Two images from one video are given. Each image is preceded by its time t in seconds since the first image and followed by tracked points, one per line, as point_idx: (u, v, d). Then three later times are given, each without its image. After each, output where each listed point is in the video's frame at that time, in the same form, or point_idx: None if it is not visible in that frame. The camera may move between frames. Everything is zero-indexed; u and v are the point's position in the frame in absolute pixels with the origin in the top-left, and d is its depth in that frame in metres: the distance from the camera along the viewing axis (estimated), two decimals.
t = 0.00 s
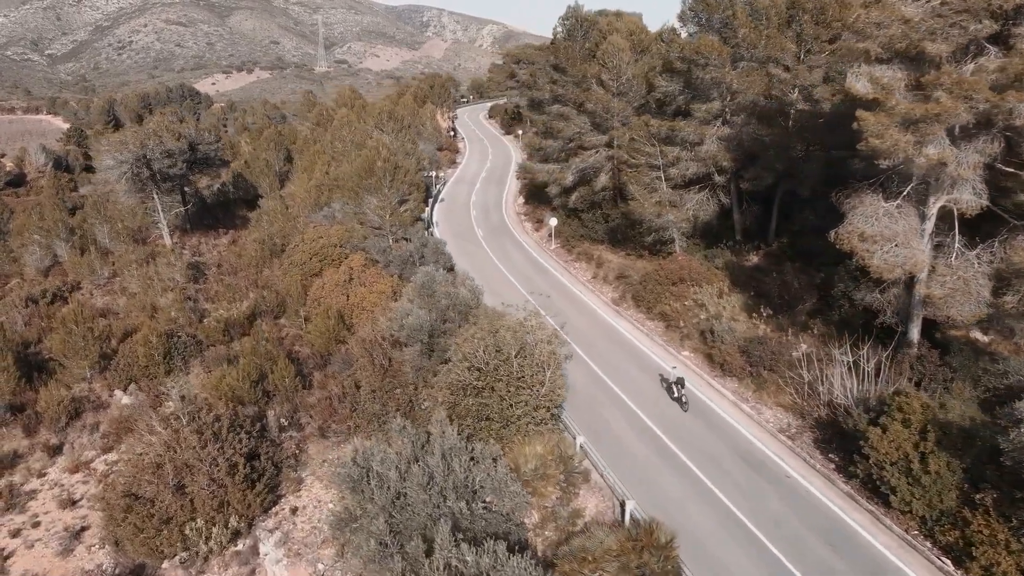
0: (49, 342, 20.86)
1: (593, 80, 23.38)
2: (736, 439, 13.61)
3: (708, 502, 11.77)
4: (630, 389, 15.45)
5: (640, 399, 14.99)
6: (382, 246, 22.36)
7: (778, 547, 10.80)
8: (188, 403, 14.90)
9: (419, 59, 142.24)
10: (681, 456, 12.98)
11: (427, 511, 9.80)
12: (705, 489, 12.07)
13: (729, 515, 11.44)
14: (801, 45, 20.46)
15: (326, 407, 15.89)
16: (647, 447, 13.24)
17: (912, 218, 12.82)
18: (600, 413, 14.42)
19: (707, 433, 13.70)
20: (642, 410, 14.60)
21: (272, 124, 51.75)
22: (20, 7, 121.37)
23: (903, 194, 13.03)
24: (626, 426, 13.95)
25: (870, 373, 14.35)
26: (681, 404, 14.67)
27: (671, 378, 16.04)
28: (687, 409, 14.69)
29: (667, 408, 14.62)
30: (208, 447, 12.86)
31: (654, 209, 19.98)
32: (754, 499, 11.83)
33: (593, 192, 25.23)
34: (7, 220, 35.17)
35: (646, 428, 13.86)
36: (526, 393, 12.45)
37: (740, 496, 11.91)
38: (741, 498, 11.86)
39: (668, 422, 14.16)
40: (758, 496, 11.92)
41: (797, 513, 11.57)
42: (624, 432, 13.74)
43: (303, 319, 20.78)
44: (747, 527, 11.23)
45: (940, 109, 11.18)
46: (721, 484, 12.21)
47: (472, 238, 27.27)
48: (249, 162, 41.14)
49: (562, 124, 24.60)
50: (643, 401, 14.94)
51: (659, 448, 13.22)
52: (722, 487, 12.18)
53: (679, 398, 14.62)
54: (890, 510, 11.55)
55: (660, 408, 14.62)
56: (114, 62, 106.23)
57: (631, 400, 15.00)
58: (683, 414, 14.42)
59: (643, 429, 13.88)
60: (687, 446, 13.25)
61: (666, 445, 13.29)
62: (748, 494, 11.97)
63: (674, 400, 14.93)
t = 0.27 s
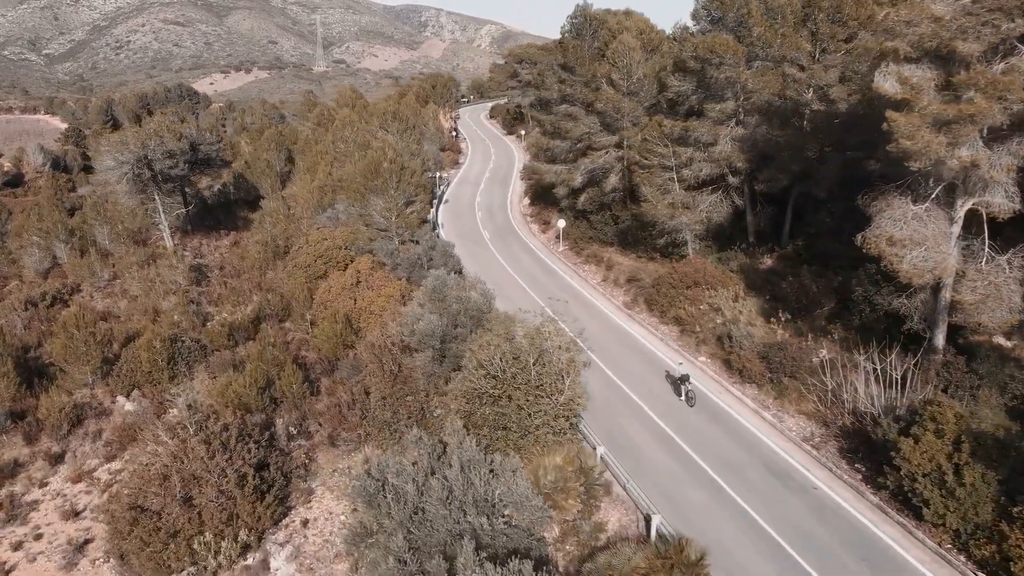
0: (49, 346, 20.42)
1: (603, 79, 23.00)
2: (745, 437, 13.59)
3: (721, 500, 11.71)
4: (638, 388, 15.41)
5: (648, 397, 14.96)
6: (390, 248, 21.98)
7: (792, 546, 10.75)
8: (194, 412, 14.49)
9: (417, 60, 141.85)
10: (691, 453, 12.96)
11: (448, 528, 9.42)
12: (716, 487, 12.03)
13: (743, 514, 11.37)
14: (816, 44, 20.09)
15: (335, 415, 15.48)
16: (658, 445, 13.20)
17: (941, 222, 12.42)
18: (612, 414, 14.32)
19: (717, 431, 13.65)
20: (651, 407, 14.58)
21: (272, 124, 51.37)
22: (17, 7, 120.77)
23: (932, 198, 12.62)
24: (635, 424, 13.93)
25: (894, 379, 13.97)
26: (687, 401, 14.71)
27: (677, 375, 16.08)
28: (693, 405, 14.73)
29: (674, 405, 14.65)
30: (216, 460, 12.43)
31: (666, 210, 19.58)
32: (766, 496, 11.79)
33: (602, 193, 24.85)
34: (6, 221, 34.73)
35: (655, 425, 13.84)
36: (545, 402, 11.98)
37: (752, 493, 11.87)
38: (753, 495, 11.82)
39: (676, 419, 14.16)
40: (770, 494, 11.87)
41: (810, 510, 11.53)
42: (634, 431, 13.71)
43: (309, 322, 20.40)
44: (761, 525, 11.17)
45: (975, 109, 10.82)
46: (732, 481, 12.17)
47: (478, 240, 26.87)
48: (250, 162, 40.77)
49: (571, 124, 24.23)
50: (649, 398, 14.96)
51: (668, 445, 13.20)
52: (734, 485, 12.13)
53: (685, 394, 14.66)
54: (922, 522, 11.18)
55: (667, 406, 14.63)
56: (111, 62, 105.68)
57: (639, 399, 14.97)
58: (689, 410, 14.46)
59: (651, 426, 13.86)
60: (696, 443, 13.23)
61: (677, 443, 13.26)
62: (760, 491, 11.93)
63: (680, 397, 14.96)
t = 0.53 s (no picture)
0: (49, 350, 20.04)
1: (612, 79, 22.67)
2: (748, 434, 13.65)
3: (728, 495, 11.73)
4: (649, 390, 15.27)
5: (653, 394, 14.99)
6: (395, 251, 21.63)
7: (799, 541, 10.76)
8: (198, 420, 14.12)
9: (416, 60, 141.46)
10: (696, 448, 13.02)
11: (465, 545, 9.08)
12: (723, 482, 12.05)
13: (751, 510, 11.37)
14: (830, 43, 19.77)
15: (343, 422, 15.11)
16: (664, 442, 13.23)
17: (967, 225, 12.10)
18: (624, 418, 14.15)
19: (729, 434, 13.50)
20: (655, 404, 14.63)
21: (272, 124, 51.07)
22: (14, 7, 120.19)
23: (958, 200, 12.29)
24: (640, 421, 13.96)
25: (918, 388, 13.48)
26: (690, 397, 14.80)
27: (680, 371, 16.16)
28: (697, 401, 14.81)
29: (677, 401, 14.73)
30: (224, 473, 12.06)
31: (678, 213, 19.22)
32: (772, 492, 11.81)
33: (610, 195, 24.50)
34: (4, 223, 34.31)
35: (660, 422, 13.89)
36: (562, 411, 11.57)
37: (759, 490, 11.87)
38: (760, 491, 11.83)
39: (681, 416, 14.22)
40: (776, 490, 11.89)
41: (816, 505, 11.56)
42: (641, 429, 13.74)
43: (314, 326, 20.06)
44: (769, 520, 11.18)
45: (1008, 109, 10.49)
46: (739, 478, 12.18)
47: (484, 242, 26.51)
48: (250, 163, 40.45)
49: (578, 125, 23.87)
50: (653, 394, 15.04)
51: (673, 442, 13.23)
52: (741, 481, 12.14)
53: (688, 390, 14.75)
54: (952, 535, 10.79)
55: (678, 407, 14.51)
56: (109, 62, 105.16)
57: (645, 396, 15.01)
58: (693, 406, 14.55)
59: (657, 422, 13.92)
60: (702, 440, 13.28)
61: (683, 441, 13.29)
62: (766, 487, 11.94)
63: (684, 393, 15.04)
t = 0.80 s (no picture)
0: (47, 356, 19.56)
1: (622, 79, 22.25)
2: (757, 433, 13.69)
3: (739, 495, 11.74)
4: (668, 399, 14.87)
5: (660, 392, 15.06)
6: (402, 254, 21.20)
7: (811, 539, 10.73)
8: (204, 431, 13.67)
9: (414, 60, 141.01)
10: (705, 447, 13.07)
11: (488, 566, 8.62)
12: (734, 482, 12.06)
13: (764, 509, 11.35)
14: (847, 42, 19.33)
15: (352, 433, 14.64)
16: (687, 454, 12.84)
17: (1001, 229, 11.68)
18: (644, 429, 13.76)
19: (753, 446, 13.09)
20: (662, 402, 14.70)
21: (272, 125, 50.67)
22: (10, 7, 119.54)
23: (992, 202, 11.87)
24: (649, 421, 14.02)
25: (949, 398, 12.97)
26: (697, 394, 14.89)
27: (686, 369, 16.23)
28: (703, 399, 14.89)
29: (684, 399, 14.81)
30: (232, 489, 11.58)
31: (692, 215, 18.76)
32: (783, 491, 11.80)
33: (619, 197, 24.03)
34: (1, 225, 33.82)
35: (669, 421, 13.94)
36: (585, 423, 11.07)
37: (770, 488, 11.87)
38: (770, 490, 11.84)
39: (689, 415, 14.29)
40: (787, 488, 11.88)
41: (827, 503, 11.54)
42: (662, 441, 13.34)
43: (319, 331, 19.61)
44: (781, 519, 11.15)
45: None
46: (749, 477, 12.18)
47: (490, 244, 26.06)
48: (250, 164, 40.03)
49: (587, 125, 23.42)
50: (660, 392, 15.13)
51: (683, 441, 13.29)
52: (752, 481, 12.13)
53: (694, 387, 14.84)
54: (990, 552, 10.28)
55: (699, 418, 14.11)
56: (107, 62, 104.57)
57: (664, 406, 14.61)
58: (699, 403, 14.66)
59: (664, 422, 13.99)
60: (726, 453, 12.88)
61: (706, 453, 12.89)
62: (777, 485, 11.95)
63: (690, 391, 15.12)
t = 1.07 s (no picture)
0: (45, 364, 19.03)
1: (632, 79, 21.79)
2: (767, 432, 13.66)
3: (750, 495, 11.72)
4: (689, 409, 14.41)
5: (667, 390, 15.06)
6: (409, 258, 20.72)
7: (824, 539, 10.67)
8: (209, 444, 13.17)
9: (412, 60, 140.49)
10: (714, 448, 13.06)
11: None
12: (744, 482, 12.04)
13: (775, 510, 11.31)
14: (865, 41, 18.88)
15: (361, 444, 14.14)
16: (712, 469, 12.40)
17: None
18: (666, 442, 13.31)
19: (780, 459, 12.64)
20: (669, 400, 14.71)
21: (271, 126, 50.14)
22: (6, 7, 118.76)
23: None
24: (670, 433, 13.58)
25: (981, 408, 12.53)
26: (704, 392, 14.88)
27: (693, 367, 16.21)
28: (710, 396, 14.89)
29: (691, 397, 14.80)
30: (239, 506, 11.07)
31: (707, 218, 18.30)
32: (794, 491, 11.77)
33: (629, 199, 23.59)
34: None
35: (678, 420, 13.93)
36: (607, 437, 10.54)
37: (781, 488, 11.85)
38: (781, 490, 11.80)
39: (697, 413, 14.28)
40: (798, 488, 11.85)
41: (838, 503, 11.51)
42: (685, 455, 12.90)
43: (324, 337, 19.13)
44: (793, 519, 11.12)
45: None
46: (760, 477, 12.15)
47: (496, 247, 25.60)
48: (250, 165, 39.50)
49: (596, 126, 22.95)
50: (666, 390, 15.13)
51: (692, 441, 13.27)
52: (763, 481, 12.10)
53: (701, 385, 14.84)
54: None
55: (722, 429, 13.66)
56: (103, 62, 103.85)
57: (685, 417, 14.16)
58: (720, 413, 14.24)
59: (686, 434, 13.55)
60: (752, 467, 12.43)
61: (731, 467, 12.44)
62: (788, 485, 11.92)
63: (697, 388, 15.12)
